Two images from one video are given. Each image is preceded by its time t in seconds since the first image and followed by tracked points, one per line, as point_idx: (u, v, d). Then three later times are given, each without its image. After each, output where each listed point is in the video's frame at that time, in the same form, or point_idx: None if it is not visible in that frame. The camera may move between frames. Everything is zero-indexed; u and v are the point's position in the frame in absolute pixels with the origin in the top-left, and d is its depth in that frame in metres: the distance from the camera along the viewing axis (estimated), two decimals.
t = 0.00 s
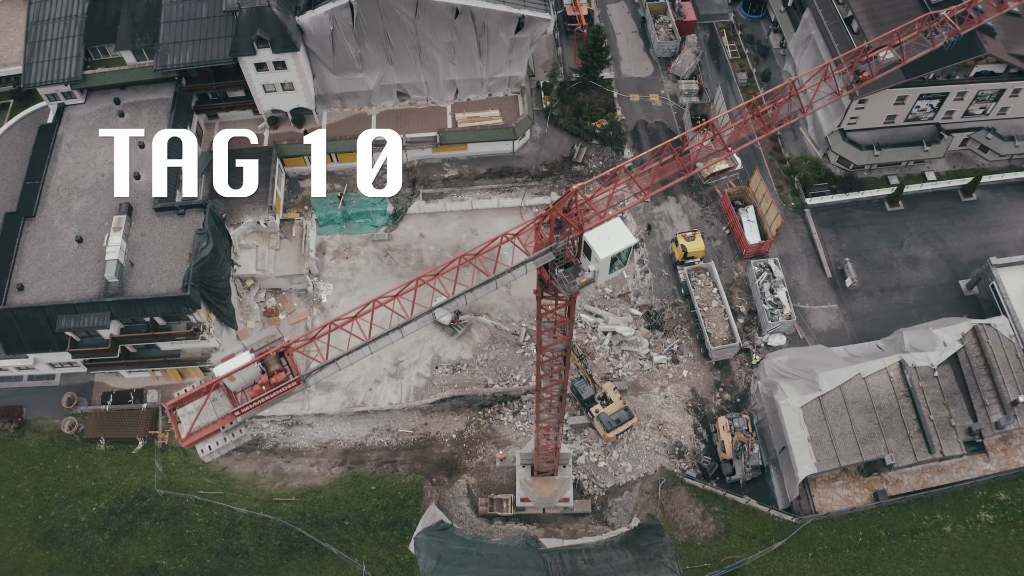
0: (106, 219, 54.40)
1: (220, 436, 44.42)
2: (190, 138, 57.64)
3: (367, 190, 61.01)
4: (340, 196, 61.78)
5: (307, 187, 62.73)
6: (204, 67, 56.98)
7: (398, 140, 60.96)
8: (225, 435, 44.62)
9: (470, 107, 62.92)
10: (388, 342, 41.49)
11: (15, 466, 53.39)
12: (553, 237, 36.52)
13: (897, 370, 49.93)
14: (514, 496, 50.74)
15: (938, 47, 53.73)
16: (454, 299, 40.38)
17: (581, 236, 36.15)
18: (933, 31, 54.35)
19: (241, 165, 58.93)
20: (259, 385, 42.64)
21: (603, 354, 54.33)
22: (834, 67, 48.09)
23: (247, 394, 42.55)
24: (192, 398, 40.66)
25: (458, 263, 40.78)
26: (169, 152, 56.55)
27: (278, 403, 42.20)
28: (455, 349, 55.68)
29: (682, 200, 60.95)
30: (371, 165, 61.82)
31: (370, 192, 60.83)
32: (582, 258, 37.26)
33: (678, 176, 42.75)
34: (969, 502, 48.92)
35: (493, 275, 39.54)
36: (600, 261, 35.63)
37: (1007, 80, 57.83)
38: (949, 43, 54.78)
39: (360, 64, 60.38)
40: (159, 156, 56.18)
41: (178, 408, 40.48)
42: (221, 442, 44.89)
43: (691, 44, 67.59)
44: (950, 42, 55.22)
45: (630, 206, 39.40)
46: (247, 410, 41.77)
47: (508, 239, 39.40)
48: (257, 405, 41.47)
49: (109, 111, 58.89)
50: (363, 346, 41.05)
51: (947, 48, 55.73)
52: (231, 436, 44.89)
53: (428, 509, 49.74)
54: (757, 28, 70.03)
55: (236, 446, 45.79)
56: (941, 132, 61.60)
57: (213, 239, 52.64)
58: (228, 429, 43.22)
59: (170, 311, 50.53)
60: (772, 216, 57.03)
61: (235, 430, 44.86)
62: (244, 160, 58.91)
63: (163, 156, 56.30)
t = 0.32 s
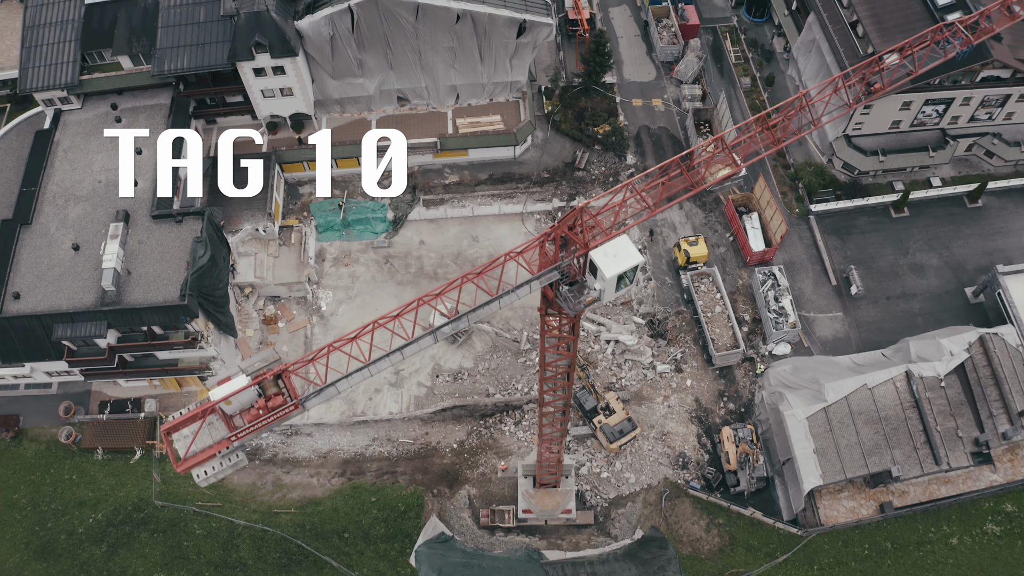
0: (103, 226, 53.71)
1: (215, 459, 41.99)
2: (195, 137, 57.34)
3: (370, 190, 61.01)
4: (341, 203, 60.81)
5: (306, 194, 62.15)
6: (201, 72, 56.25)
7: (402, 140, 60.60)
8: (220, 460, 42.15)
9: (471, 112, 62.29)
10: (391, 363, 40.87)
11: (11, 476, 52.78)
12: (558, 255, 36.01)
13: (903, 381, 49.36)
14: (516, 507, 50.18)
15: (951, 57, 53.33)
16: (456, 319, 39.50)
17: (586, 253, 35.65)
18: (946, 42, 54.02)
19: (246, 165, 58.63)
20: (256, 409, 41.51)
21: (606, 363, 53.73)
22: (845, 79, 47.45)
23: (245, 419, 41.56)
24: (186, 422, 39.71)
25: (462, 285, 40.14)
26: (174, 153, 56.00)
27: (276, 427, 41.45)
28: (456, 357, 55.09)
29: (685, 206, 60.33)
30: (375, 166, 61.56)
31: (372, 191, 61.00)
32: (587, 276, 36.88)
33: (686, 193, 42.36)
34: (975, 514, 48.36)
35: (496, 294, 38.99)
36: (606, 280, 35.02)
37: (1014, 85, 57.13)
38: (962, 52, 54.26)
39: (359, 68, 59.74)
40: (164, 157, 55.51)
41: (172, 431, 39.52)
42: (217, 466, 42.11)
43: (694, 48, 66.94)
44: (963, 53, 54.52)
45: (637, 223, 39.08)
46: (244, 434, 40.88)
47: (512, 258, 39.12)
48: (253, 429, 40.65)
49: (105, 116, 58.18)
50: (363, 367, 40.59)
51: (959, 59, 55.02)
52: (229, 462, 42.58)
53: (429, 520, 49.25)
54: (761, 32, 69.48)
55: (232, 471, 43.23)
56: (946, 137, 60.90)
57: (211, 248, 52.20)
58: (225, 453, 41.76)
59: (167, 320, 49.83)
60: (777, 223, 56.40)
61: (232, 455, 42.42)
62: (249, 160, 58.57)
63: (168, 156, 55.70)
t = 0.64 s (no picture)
0: (99, 234, 53.06)
1: (211, 486, 41.90)
2: (201, 138, 57.94)
3: (375, 190, 59.75)
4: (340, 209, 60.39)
5: (305, 200, 61.60)
6: (199, 77, 55.59)
7: (407, 141, 60.04)
8: (215, 486, 42.04)
9: (472, 118, 61.70)
10: (390, 384, 40.51)
11: (8, 486, 52.17)
12: (562, 274, 35.55)
13: (910, 392, 48.70)
14: (517, 519, 49.61)
15: (964, 68, 52.51)
16: (457, 342, 38.95)
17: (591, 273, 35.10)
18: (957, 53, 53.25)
19: (251, 165, 58.64)
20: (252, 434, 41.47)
21: (608, 373, 53.10)
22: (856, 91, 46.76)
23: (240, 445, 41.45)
24: (180, 447, 39.70)
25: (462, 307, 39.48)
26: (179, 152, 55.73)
27: (271, 452, 41.54)
28: (457, 366, 54.50)
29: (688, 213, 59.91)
30: (380, 165, 60.58)
31: (378, 191, 59.72)
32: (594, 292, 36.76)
33: (695, 210, 41.62)
34: (982, 526, 47.79)
35: (499, 315, 38.33)
36: (612, 300, 36.58)
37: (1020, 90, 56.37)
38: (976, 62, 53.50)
39: (359, 73, 59.11)
40: (170, 156, 55.13)
41: (165, 457, 39.61)
42: (213, 492, 42.04)
43: (697, 52, 66.32)
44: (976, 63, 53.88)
45: (644, 242, 38.37)
46: (239, 460, 40.89)
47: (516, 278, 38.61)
48: (248, 456, 40.57)
49: (102, 122, 57.45)
50: (363, 392, 40.36)
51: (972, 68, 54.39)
52: (224, 488, 42.53)
53: (430, 533, 48.76)
54: (764, 36, 68.92)
55: (228, 496, 43.28)
56: (952, 143, 60.27)
57: (209, 256, 51.61)
58: (219, 480, 41.61)
59: (165, 329, 49.26)
60: (781, 230, 55.84)
61: (228, 481, 42.40)
62: (254, 160, 58.48)
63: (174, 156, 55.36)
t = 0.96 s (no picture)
0: (95, 242, 52.39)
1: (206, 513, 40.01)
2: (205, 139, 57.80)
3: (381, 191, 59.73)
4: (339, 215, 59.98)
5: (303, 206, 61.09)
6: (196, 83, 54.94)
7: (412, 140, 60.17)
8: (210, 513, 40.16)
9: (473, 123, 61.29)
10: (388, 412, 40.27)
11: (4, 497, 51.59)
12: (567, 295, 35.21)
13: (915, 403, 48.12)
14: (518, 530, 49.07)
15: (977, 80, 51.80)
16: (460, 365, 39.01)
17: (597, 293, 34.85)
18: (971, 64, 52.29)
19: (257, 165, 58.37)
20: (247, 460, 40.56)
21: (610, 383, 52.51)
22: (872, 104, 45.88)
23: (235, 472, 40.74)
24: (175, 474, 38.69)
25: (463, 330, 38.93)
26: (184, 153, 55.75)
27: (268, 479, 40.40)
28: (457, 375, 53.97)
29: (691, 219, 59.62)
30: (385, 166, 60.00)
31: (383, 191, 59.69)
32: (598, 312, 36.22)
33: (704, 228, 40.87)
34: (988, 538, 47.19)
35: (502, 337, 38.09)
36: (618, 322, 34.61)
37: None
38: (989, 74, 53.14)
39: (358, 79, 58.52)
40: (175, 156, 55.18)
41: (160, 483, 38.64)
42: (207, 521, 40.13)
43: (700, 56, 65.90)
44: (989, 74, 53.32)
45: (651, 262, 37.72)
46: (235, 488, 39.59)
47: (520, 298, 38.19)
48: (244, 483, 39.45)
49: (98, 127, 56.79)
50: (361, 417, 39.61)
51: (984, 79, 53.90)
52: (220, 516, 40.51)
53: (430, 545, 48.21)
54: (767, 40, 68.43)
55: (225, 524, 41.13)
56: (957, 148, 59.59)
57: (206, 264, 50.94)
58: (215, 507, 39.92)
59: (162, 338, 48.70)
60: (785, 238, 55.22)
61: (224, 508, 40.34)
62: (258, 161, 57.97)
63: (179, 156, 55.46)
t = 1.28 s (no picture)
0: (91, 250, 51.63)
1: (201, 542, 39.32)
2: (209, 137, 56.44)
3: (385, 191, 58.72)
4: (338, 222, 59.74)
5: (302, 213, 60.57)
6: (193, 89, 54.22)
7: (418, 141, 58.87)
8: (205, 542, 39.43)
9: (473, 129, 60.69)
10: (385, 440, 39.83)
11: None
12: (571, 317, 35.22)
13: (922, 415, 47.50)
14: (520, 542, 48.49)
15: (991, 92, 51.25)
16: (463, 390, 38.68)
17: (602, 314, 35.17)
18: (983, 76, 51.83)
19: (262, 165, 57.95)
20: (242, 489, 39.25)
21: (613, 393, 51.94)
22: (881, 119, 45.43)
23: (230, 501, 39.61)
24: (168, 504, 37.88)
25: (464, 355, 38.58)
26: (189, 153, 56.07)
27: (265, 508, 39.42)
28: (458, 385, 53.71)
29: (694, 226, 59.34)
30: (390, 165, 58.85)
31: (388, 191, 58.58)
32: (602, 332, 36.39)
33: (713, 246, 40.65)
34: (994, 551, 46.63)
35: (506, 360, 37.91)
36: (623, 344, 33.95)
37: None
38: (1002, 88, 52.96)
39: (357, 84, 57.90)
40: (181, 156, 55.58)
41: (153, 514, 37.83)
42: (203, 550, 39.41)
43: (703, 61, 65.43)
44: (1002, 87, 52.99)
45: (658, 282, 37.58)
46: (230, 517, 38.78)
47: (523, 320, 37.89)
48: (240, 512, 38.63)
49: (94, 133, 56.04)
50: (359, 445, 38.89)
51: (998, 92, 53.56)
52: (216, 545, 39.75)
53: (430, 558, 47.86)
54: (771, 44, 67.87)
55: (220, 554, 40.43)
56: (962, 155, 58.87)
57: (203, 272, 50.28)
58: (210, 536, 39.23)
59: (158, 349, 47.94)
60: (790, 246, 54.63)
61: (219, 537, 39.64)
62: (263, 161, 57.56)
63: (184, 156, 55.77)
